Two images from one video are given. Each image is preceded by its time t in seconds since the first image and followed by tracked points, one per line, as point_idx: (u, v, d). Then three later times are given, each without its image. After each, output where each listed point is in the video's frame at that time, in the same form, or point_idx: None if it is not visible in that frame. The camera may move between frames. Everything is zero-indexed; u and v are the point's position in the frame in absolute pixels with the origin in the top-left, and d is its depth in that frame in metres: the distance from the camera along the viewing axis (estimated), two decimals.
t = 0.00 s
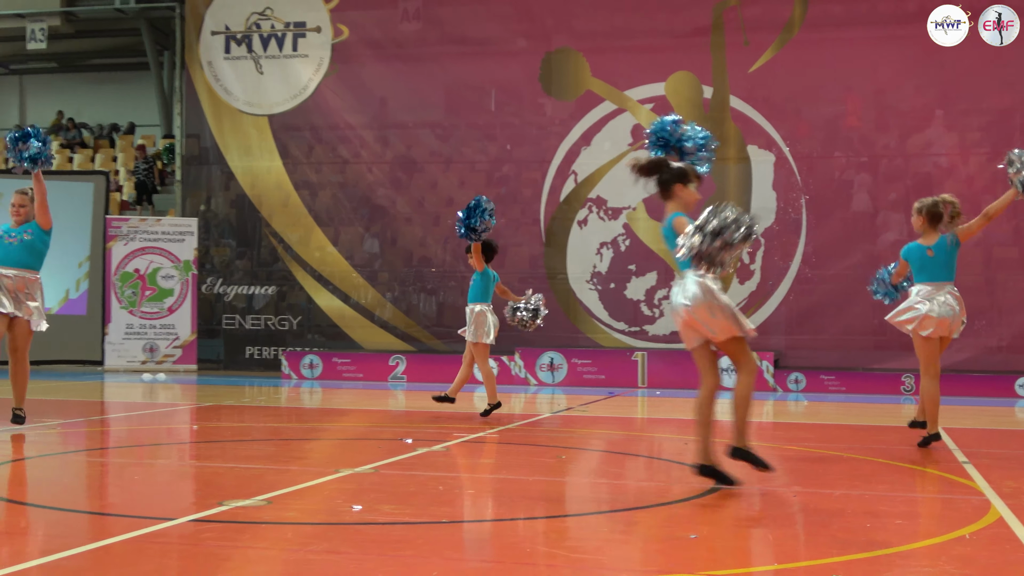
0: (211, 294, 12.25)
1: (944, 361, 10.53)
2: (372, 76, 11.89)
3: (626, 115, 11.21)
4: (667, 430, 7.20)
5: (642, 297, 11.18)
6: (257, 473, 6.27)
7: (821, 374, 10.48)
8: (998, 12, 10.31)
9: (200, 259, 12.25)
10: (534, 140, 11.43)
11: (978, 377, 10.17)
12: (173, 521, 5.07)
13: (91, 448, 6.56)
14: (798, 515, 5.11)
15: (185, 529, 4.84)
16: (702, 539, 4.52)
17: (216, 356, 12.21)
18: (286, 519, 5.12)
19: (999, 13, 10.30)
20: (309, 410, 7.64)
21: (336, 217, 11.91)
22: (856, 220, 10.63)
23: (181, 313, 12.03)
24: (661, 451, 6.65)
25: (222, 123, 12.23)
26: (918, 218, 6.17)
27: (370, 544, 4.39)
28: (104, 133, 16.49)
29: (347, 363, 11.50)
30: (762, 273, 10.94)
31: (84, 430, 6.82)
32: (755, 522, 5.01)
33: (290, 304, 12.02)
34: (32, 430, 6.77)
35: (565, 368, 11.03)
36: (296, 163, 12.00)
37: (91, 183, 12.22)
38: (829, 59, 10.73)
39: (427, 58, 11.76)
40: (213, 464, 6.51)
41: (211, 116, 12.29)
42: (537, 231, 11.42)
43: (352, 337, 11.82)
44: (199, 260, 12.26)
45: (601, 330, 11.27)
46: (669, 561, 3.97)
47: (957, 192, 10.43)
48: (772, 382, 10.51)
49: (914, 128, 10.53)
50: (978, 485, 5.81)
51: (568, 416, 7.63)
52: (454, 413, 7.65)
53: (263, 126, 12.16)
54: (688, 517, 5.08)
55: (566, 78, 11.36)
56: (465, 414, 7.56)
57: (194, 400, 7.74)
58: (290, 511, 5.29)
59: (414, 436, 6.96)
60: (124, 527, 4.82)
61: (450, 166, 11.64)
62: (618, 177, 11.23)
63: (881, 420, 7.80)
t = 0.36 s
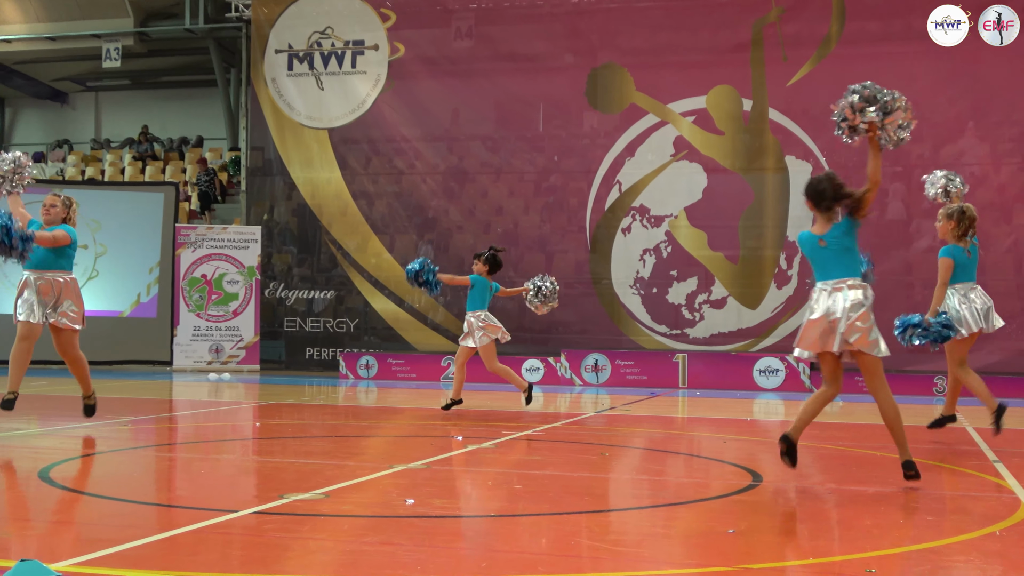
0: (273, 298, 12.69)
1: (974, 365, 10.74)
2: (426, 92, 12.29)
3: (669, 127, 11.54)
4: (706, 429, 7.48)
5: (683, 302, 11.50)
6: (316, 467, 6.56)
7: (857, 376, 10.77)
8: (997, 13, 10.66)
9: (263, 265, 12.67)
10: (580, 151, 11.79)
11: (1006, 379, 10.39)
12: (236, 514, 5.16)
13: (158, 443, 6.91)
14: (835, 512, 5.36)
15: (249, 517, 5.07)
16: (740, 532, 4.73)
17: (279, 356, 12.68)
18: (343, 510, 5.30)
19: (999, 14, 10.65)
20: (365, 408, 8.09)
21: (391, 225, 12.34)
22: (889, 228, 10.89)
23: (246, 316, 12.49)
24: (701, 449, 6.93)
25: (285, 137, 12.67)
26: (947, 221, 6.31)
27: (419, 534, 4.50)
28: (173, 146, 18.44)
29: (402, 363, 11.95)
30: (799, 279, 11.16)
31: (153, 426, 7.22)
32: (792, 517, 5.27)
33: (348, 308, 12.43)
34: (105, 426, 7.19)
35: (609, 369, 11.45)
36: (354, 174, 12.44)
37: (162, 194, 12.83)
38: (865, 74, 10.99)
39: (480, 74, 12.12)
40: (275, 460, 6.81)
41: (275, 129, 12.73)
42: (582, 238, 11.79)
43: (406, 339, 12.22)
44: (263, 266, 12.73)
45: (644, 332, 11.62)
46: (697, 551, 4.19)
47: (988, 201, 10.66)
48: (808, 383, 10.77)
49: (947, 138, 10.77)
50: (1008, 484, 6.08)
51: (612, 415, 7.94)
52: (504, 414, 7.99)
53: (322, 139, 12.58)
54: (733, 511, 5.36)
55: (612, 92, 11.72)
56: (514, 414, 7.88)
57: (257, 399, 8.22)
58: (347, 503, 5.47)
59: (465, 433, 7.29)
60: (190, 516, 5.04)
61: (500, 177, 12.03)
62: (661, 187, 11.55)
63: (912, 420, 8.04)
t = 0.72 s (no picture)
0: (300, 301, 12.97)
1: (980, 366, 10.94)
2: (448, 103, 12.56)
3: (681, 136, 11.80)
4: (718, 428, 7.70)
5: (696, 304, 11.71)
6: (341, 464, 6.76)
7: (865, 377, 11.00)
8: (998, 13, 10.89)
9: (291, 270, 12.99)
10: (596, 159, 12.06)
11: (1010, 379, 10.59)
12: (265, 508, 5.19)
13: (189, 441, 7.14)
14: (840, 508, 5.57)
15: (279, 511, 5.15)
16: (750, 528, 4.91)
17: (305, 356, 12.92)
18: (367, 507, 5.19)
19: (999, 14, 10.88)
20: (388, 407, 8.38)
21: (413, 231, 12.62)
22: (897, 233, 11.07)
23: (274, 318, 12.83)
24: (713, 447, 7.13)
25: (312, 148, 12.97)
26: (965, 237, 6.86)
27: (440, 528, 4.46)
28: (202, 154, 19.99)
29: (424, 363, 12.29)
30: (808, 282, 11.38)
31: (184, 423, 7.49)
32: (797, 512, 5.49)
33: (372, 310, 12.70)
34: (139, 424, 7.44)
35: (624, 369, 11.74)
36: (378, 182, 12.74)
37: (193, 200, 13.06)
38: (873, 84, 11.20)
39: (498, 85, 12.39)
40: (301, 456, 7.02)
41: (302, 139, 13.03)
42: (598, 243, 12.05)
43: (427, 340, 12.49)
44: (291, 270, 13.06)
45: (658, 334, 11.85)
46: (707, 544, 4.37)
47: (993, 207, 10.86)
48: (818, 383, 11.06)
49: (952, 146, 10.97)
50: (1011, 480, 6.27)
51: (627, 414, 8.17)
52: (523, 412, 8.25)
53: (348, 147, 12.89)
54: (744, 505, 5.61)
55: (627, 102, 11.98)
56: (532, 411, 8.12)
57: (285, 398, 8.53)
58: (372, 498, 5.47)
59: (483, 431, 7.54)
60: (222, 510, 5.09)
61: (518, 184, 12.30)
62: (675, 193, 11.81)
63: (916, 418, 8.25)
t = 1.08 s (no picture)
0: (312, 304, 13.16)
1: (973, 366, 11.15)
2: (454, 111, 12.81)
3: (681, 143, 12.04)
4: (717, 427, 7.93)
5: (695, 306, 11.94)
6: (351, 462, 6.95)
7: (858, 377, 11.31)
8: (998, 13, 11.08)
9: (302, 272, 13.17)
10: (599, 166, 12.30)
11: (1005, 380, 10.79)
12: (277, 504, 5.29)
13: (205, 439, 7.35)
14: (832, 503, 5.78)
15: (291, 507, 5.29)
16: (749, 524, 5.06)
17: (316, 357, 13.11)
18: (376, 502, 5.30)
19: (999, 14, 11.07)
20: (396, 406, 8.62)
21: (421, 235, 12.87)
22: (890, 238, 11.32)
23: (286, 319, 13.16)
24: (712, 445, 7.36)
25: (324, 155, 13.22)
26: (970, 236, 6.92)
27: (449, 525, 4.55)
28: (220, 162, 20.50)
29: (431, 364, 12.56)
30: (805, 286, 11.61)
31: (200, 422, 7.73)
32: (790, 508, 5.70)
33: (381, 313, 12.94)
34: (156, 423, 7.68)
35: (626, 369, 11.97)
36: (387, 188, 12.99)
37: (208, 207, 13.41)
38: (869, 93, 11.43)
39: (504, 94, 12.63)
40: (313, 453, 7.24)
41: (313, 147, 13.28)
42: (600, 247, 12.28)
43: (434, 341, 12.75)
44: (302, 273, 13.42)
45: (658, 335, 12.07)
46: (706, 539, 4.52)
47: (984, 212, 11.11)
48: (814, 383, 11.29)
49: (944, 152, 11.20)
50: (1002, 477, 6.49)
51: (628, 413, 8.40)
52: (527, 411, 8.47)
53: (358, 154, 13.15)
54: (741, 501, 5.85)
55: (629, 110, 12.23)
56: (537, 411, 8.34)
57: (297, 397, 8.79)
58: (379, 495, 5.57)
59: (489, 429, 7.76)
60: (236, 507, 5.15)
61: (523, 190, 12.54)
62: (675, 199, 12.03)
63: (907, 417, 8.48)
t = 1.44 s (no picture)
0: (317, 306, 13.40)
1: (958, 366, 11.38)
2: (455, 119, 13.06)
3: (675, 150, 12.30)
4: (711, 425, 8.16)
5: (689, 308, 12.16)
6: (354, 458, 7.11)
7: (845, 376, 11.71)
8: (998, 13, 11.29)
9: (308, 274, 13.42)
10: (595, 172, 12.55)
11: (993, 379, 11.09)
12: (282, 501, 5.29)
13: (213, 437, 7.56)
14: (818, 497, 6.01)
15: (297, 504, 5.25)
16: (738, 518, 4.96)
17: (321, 357, 13.34)
18: (379, 499, 5.36)
19: (999, 14, 11.28)
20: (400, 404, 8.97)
21: (424, 238, 13.12)
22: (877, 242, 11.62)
23: (292, 321, 13.35)
24: (705, 443, 7.58)
25: (329, 162, 13.46)
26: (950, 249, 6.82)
27: (449, 521, 4.62)
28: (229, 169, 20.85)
29: (433, 364, 12.93)
30: (795, 288, 11.85)
31: (208, 420, 7.97)
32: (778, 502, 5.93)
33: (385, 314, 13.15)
34: (165, 420, 7.91)
35: (621, 369, 12.30)
36: (390, 193, 13.24)
37: (217, 211, 13.67)
38: (857, 101, 11.71)
39: (504, 102, 12.87)
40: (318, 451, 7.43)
41: (319, 153, 13.52)
42: (597, 250, 12.52)
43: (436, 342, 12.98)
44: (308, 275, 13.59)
45: (653, 336, 12.31)
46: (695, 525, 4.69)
47: (968, 217, 11.38)
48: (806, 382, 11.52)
49: (930, 159, 11.48)
50: (989, 475, 6.56)
51: (624, 411, 8.63)
52: (525, 410, 8.69)
53: (362, 161, 13.39)
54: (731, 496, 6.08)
55: (624, 119, 12.48)
56: (535, 410, 8.57)
57: (303, 396, 9.04)
58: (382, 491, 5.63)
59: (489, 427, 7.98)
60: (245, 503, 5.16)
61: (522, 196, 12.79)
62: (669, 204, 12.29)
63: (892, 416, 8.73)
